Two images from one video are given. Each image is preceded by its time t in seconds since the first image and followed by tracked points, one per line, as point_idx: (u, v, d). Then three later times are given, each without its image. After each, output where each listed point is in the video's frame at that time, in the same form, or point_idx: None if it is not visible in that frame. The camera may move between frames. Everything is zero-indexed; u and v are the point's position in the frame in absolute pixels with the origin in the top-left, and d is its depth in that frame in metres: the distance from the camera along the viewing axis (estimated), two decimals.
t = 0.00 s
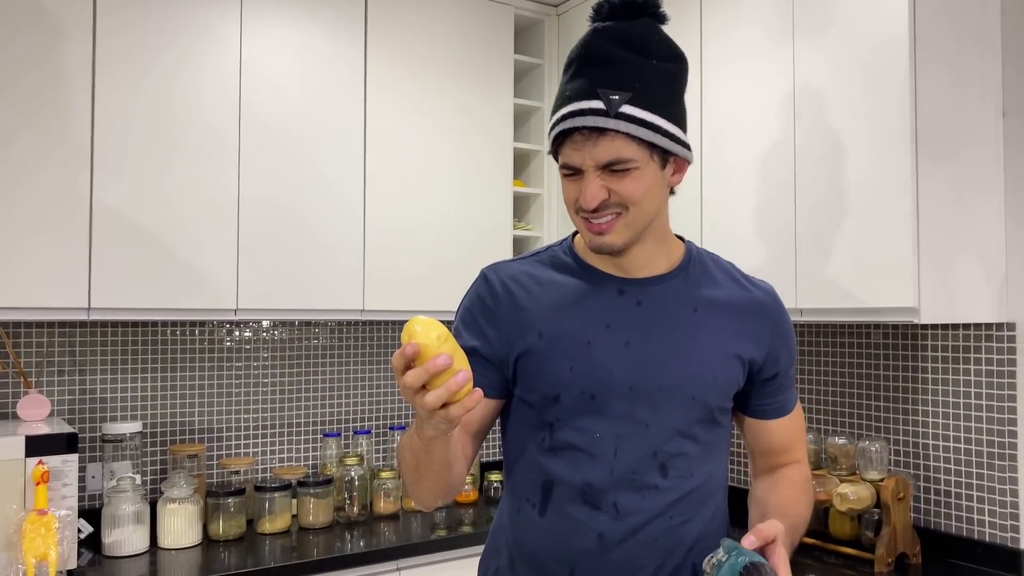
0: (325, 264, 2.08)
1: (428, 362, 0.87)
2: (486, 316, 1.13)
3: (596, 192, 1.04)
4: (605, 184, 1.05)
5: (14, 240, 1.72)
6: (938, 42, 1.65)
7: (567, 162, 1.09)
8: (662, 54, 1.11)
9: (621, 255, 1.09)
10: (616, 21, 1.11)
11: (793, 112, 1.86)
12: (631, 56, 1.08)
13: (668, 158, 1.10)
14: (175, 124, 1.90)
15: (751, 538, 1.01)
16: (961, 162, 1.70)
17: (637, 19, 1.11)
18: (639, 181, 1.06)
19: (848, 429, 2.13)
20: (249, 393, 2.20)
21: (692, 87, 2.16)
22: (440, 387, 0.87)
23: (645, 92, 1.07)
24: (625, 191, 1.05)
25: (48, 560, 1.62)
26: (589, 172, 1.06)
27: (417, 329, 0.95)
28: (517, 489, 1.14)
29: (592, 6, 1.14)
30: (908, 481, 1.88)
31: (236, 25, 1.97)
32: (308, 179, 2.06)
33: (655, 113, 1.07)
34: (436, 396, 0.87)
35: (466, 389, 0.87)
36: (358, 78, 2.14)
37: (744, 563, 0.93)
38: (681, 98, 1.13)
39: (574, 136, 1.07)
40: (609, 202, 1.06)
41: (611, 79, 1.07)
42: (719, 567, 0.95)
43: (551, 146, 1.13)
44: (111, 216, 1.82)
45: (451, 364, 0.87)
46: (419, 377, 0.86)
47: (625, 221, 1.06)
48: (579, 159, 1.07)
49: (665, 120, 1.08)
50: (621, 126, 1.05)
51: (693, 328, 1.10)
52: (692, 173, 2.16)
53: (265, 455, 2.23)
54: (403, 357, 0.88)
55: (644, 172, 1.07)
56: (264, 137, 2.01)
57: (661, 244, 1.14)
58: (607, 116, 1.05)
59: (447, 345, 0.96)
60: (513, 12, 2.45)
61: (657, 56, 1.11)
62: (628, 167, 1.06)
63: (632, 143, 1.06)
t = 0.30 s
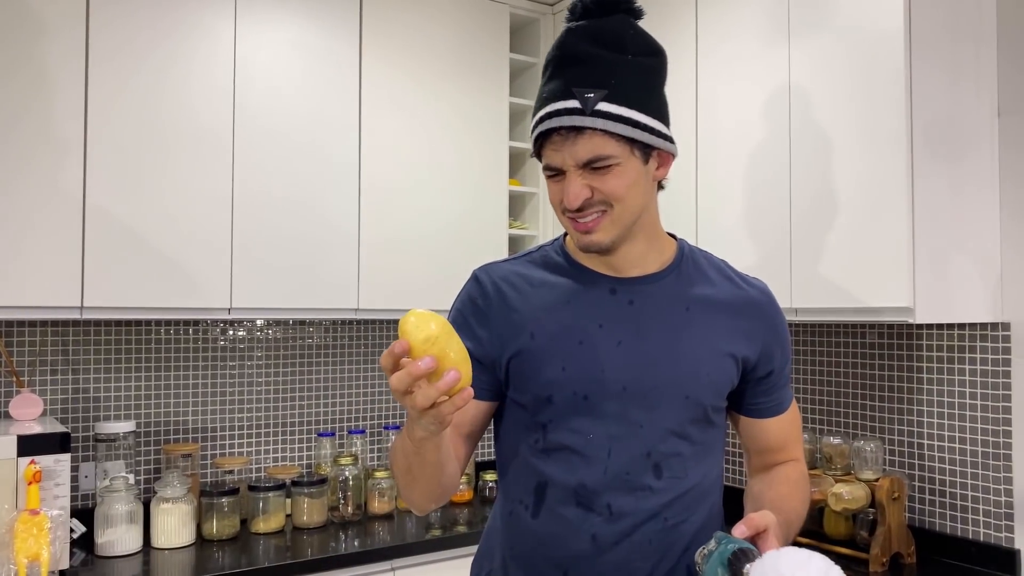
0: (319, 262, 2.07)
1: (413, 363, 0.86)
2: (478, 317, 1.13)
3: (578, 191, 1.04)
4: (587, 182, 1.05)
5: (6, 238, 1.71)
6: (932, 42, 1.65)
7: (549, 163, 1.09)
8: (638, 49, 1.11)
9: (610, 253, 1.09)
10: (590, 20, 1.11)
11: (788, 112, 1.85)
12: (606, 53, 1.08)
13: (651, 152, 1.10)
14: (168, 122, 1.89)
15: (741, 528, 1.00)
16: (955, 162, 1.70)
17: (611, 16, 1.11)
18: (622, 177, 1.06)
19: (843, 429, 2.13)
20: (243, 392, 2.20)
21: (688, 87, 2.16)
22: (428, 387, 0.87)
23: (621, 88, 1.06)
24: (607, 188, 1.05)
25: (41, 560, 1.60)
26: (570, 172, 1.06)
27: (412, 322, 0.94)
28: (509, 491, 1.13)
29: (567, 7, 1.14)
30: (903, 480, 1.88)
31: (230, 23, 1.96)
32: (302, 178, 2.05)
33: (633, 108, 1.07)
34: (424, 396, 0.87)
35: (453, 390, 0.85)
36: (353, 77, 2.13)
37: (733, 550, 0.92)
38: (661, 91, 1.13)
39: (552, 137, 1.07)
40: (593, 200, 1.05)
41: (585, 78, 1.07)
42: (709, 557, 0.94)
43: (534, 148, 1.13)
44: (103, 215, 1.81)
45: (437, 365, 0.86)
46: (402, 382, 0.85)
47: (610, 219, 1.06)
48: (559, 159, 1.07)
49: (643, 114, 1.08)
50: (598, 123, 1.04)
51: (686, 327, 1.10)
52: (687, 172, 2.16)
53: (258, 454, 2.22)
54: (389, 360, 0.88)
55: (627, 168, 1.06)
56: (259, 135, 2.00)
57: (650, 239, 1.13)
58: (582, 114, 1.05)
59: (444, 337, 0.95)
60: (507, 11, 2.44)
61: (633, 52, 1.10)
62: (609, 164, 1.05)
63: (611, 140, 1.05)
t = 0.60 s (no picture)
0: (315, 262, 2.06)
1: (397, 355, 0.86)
2: (466, 318, 1.13)
3: (563, 195, 1.04)
4: (572, 185, 1.05)
5: None
6: (930, 43, 1.65)
7: (532, 167, 1.08)
8: (618, 49, 1.11)
9: (599, 254, 1.09)
10: (569, 22, 1.11)
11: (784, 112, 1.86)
12: (585, 55, 1.08)
13: (635, 152, 1.10)
14: (164, 122, 1.88)
15: (728, 519, 0.99)
16: (951, 164, 1.70)
17: (589, 18, 1.11)
18: (606, 179, 1.05)
19: (840, 429, 2.13)
20: (238, 392, 2.19)
21: (684, 87, 2.16)
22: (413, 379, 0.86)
23: (601, 90, 1.06)
24: (591, 190, 1.05)
25: (35, 561, 1.59)
26: (555, 176, 1.06)
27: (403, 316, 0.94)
28: (498, 493, 1.13)
29: (545, 11, 1.14)
30: (899, 482, 1.88)
31: (227, 22, 1.95)
32: (299, 177, 2.05)
33: (614, 109, 1.07)
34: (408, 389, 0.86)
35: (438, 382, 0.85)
36: (350, 77, 2.13)
37: (717, 538, 0.91)
38: (642, 90, 1.13)
39: (535, 141, 1.07)
40: (579, 203, 1.05)
41: (565, 82, 1.07)
42: (695, 547, 0.93)
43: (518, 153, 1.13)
44: (98, 215, 1.81)
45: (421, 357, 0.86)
46: (383, 374, 0.85)
47: (596, 221, 1.06)
48: (542, 164, 1.07)
49: (623, 114, 1.07)
50: (579, 126, 1.04)
51: (674, 327, 1.09)
52: (684, 173, 2.15)
53: (254, 454, 2.21)
54: (373, 350, 0.87)
55: (611, 169, 1.06)
56: (255, 135, 1.99)
57: (637, 238, 1.13)
58: (563, 118, 1.05)
59: (434, 330, 0.94)
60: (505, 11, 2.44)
61: (613, 52, 1.10)
62: (592, 167, 1.05)
63: (593, 142, 1.05)
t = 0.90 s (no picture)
0: (313, 262, 2.06)
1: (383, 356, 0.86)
2: (455, 318, 1.13)
3: (548, 201, 1.04)
4: (556, 190, 1.05)
5: None
6: (930, 44, 1.65)
7: (517, 174, 1.09)
8: (598, 50, 1.10)
9: (587, 257, 1.09)
10: (547, 26, 1.11)
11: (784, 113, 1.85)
12: (564, 59, 1.08)
13: (618, 153, 1.10)
14: (163, 121, 1.88)
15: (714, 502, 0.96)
16: (951, 164, 1.69)
17: (568, 20, 1.11)
18: (589, 183, 1.05)
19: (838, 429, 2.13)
20: (236, 392, 2.18)
21: (683, 87, 2.15)
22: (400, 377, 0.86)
23: (581, 93, 1.06)
24: (576, 195, 1.05)
25: (32, 560, 1.58)
26: (539, 182, 1.06)
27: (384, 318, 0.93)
28: (488, 492, 1.13)
29: (524, 15, 1.14)
30: (899, 483, 1.89)
31: (226, 21, 1.95)
32: (297, 177, 2.04)
33: (594, 113, 1.06)
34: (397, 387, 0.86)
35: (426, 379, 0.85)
36: (350, 76, 2.12)
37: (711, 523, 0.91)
38: (624, 91, 1.13)
39: (518, 149, 1.08)
40: (564, 208, 1.06)
41: (545, 87, 1.07)
42: (689, 537, 0.93)
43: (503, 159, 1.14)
44: (96, 214, 1.80)
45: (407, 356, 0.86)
46: (369, 375, 0.85)
47: (582, 224, 1.06)
48: (526, 171, 1.07)
49: (604, 116, 1.07)
50: (560, 132, 1.04)
51: (662, 326, 1.09)
52: (683, 174, 2.15)
53: (252, 454, 2.21)
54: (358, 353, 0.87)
55: (594, 173, 1.06)
56: (254, 134, 1.99)
57: (625, 239, 1.13)
58: (544, 124, 1.05)
59: (416, 326, 0.94)
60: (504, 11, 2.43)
61: (593, 54, 1.10)
62: (575, 172, 1.05)
63: (576, 147, 1.05)
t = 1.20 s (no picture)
0: (314, 261, 2.06)
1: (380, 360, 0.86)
2: (445, 320, 1.14)
3: (533, 199, 1.05)
4: (542, 187, 1.06)
5: None
6: (932, 45, 1.65)
7: (504, 172, 1.10)
8: (582, 51, 1.11)
9: (574, 255, 1.09)
10: (532, 28, 1.12)
11: (786, 114, 1.85)
12: (548, 59, 1.09)
13: (603, 152, 1.10)
14: (163, 121, 1.88)
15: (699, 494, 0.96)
16: (953, 165, 1.69)
17: (553, 22, 1.12)
18: (574, 181, 1.06)
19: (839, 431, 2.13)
20: (235, 393, 2.18)
21: (682, 88, 2.15)
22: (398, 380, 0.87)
23: (564, 92, 1.07)
24: (561, 192, 1.05)
25: (32, 561, 1.57)
26: (524, 180, 1.07)
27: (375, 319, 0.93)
28: (479, 493, 1.13)
29: (510, 18, 1.15)
30: (899, 485, 1.88)
31: (227, 22, 1.95)
32: (298, 177, 2.04)
33: (578, 111, 1.07)
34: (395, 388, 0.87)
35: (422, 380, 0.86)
36: (351, 77, 2.12)
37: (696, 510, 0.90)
38: (609, 91, 1.13)
39: (503, 147, 1.09)
40: (550, 206, 1.06)
41: (529, 86, 1.08)
42: (676, 527, 0.91)
43: (490, 158, 1.15)
44: (96, 214, 1.80)
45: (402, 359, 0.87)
46: (365, 378, 0.85)
47: (568, 222, 1.07)
48: (511, 168, 1.08)
49: (588, 115, 1.08)
50: (544, 129, 1.04)
51: (651, 325, 1.10)
52: (683, 174, 2.15)
53: (252, 455, 2.20)
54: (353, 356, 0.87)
55: (578, 171, 1.06)
56: (255, 134, 1.99)
57: (614, 238, 1.13)
58: (528, 122, 1.05)
59: (409, 325, 0.94)
60: (505, 11, 2.43)
61: (577, 54, 1.11)
62: (560, 169, 1.06)
63: (560, 145, 1.06)
